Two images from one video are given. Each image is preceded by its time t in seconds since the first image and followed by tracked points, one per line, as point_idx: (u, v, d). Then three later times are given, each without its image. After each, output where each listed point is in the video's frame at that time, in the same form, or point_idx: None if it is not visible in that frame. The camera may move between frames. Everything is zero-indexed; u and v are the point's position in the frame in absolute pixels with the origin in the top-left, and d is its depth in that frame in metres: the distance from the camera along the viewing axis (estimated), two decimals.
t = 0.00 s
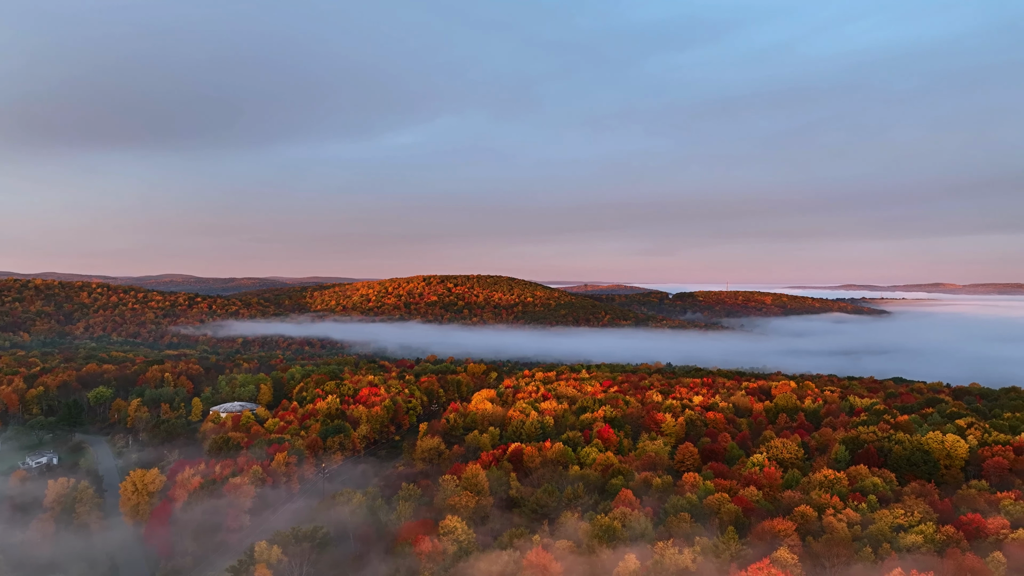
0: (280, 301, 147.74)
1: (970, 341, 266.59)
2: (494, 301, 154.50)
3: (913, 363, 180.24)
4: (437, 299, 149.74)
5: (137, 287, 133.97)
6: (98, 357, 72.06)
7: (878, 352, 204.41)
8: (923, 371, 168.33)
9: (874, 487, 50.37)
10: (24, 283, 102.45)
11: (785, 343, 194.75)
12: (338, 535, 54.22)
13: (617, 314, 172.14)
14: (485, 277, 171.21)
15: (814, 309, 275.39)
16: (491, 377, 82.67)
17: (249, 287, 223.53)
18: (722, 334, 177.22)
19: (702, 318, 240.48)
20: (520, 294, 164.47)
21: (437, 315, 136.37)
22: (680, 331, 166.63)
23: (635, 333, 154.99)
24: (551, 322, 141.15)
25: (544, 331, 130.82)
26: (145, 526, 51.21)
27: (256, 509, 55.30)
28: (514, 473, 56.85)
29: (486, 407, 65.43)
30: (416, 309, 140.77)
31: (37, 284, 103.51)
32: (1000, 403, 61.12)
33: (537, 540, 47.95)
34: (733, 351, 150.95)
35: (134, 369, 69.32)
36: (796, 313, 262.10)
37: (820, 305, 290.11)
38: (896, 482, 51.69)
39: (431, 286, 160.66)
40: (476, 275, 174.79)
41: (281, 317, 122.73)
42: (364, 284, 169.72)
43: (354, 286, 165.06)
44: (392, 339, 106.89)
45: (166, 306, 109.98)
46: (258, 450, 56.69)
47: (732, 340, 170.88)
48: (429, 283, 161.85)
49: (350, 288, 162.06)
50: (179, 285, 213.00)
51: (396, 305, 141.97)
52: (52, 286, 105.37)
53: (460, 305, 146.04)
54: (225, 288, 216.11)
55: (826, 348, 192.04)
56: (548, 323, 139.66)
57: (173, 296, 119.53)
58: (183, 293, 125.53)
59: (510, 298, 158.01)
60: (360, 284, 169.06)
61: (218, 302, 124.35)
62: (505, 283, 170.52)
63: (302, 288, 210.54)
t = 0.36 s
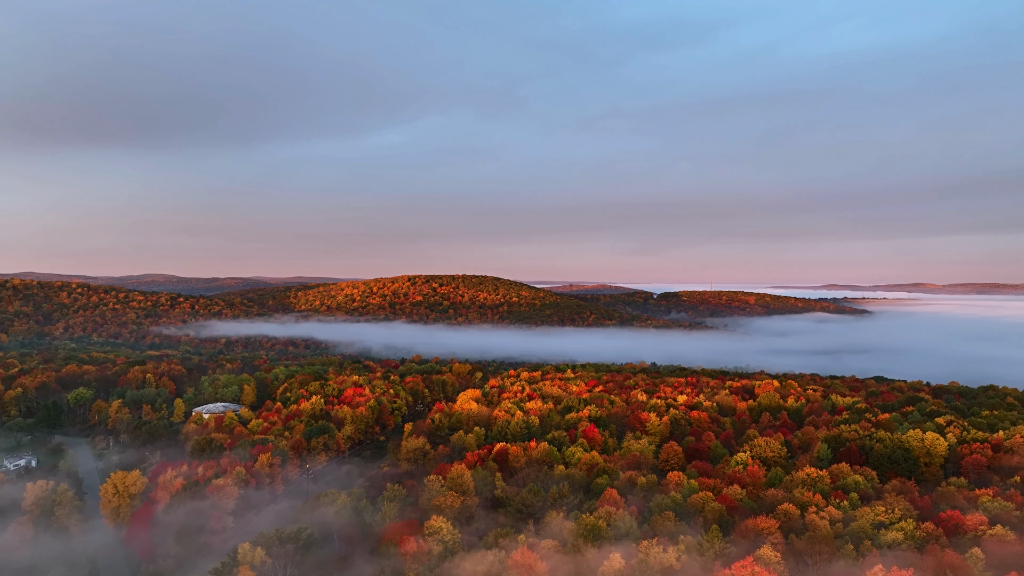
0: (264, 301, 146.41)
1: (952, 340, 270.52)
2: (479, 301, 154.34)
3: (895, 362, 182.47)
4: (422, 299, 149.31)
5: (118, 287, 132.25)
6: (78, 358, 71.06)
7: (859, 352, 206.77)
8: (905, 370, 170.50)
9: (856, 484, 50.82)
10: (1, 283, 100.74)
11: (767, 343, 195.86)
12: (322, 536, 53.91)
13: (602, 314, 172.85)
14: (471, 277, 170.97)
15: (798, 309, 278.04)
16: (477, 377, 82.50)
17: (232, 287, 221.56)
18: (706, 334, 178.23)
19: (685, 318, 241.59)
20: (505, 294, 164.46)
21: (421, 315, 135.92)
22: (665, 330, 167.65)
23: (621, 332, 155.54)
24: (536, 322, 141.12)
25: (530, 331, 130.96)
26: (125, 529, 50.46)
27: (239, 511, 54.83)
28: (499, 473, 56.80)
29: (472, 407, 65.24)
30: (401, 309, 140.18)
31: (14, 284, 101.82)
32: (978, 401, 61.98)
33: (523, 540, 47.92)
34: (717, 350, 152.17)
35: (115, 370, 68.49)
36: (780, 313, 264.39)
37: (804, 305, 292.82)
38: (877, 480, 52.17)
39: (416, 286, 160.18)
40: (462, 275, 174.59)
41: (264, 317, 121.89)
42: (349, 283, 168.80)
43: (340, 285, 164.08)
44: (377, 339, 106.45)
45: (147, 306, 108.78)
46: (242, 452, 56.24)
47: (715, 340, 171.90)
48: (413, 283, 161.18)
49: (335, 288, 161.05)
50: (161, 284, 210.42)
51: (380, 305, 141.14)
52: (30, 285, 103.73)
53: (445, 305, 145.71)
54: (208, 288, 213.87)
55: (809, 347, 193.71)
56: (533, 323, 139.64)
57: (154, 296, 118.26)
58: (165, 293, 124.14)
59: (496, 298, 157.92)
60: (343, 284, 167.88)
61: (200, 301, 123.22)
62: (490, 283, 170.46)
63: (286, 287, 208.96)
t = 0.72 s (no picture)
0: (246, 301, 144.94)
1: (933, 340, 274.42)
2: (464, 302, 154.04)
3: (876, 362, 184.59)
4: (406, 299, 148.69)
5: (97, 287, 130.42)
6: (56, 359, 70.04)
7: (841, 351, 209.01)
8: (885, 369, 172.55)
9: (837, 482, 51.19)
10: None
11: (750, 342, 196.91)
12: (306, 537, 53.57)
13: (586, 314, 173.30)
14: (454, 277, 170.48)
15: (782, 309, 280.62)
16: (461, 377, 82.27)
17: (215, 287, 219.51)
18: (689, 333, 179.19)
19: (669, 318, 242.45)
20: (489, 294, 164.35)
21: (405, 315, 135.29)
22: (648, 330, 168.76)
23: (605, 332, 155.99)
24: (521, 322, 141.06)
25: (514, 331, 130.88)
26: (105, 531, 49.57)
27: (222, 512, 54.47)
28: (484, 473, 56.66)
29: (456, 407, 65.01)
30: (384, 309, 139.37)
31: None
32: (956, 399, 62.79)
33: (507, 540, 47.85)
34: (701, 349, 153.51)
35: (95, 371, 67.60)
36: (763, 313, 266.65)
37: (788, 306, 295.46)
38: (857, 478, 52.63)
39: (399, 286, 159.44)
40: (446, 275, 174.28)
41: (247, 317, 121.02)
42: (333, 283, 167.65)
43: (324, 285, 162.90)
44: (361, 339, 105.98)
45: (127, 306, 107.62)
46: (224, 453, 55.71)
47: (698, 339, 172.96)
48: (397, 283, 160.39)
49: (320, 288, 159.85)
50: (141, 285, 207.63)
51: (365, 305, 140.26)
52: (7, 285, 102.12)
53: (428, 305, 145.12)
54: (190, 289, 211.19)
55: (792, 347, 195.27)
56: (518, 323, 139.57)
57: (134, 296, 116.98)
58: (145, 293, 122.68)
59: (480, 298, 157.70)
60: (326, 284, 166.61)
61: (181, 301, 122.05)
62: (473, 283, 170.20)
63: (269, 287, 207.25)
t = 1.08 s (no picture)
0: (230, 301, 143.53)
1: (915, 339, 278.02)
2: (448, 302, 153.66)
3: (858, 361, 186.58)
4: (389, 299, 147.70)
5: (76, 287, 128.46)
6: (34, 360, 68.94)
7: (823, 350, 211.00)
8: (866, 368, 174.51)
9: (819, 480, 51.54)
10: None
11: (732, 341, 197.93)
12: (289, 539, 53.36)
13: (569, 313, 173.12)
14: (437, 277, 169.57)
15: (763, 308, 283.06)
16: (446, 378, 81.99)
17: (197, 287, 217.26)
18: (673, 333, 180.03)
19: (653, 318, 242.89)
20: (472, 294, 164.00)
21: (388, 315, 134.41)
22: (631, 330, 169.65)
23: (589, 332, 156.22)
24: (505, 322, 140.93)
25: (497, 330, 130.43)
26: (85, 534, 48.75)
27: (204, 514, 53.93)
28: (468, 473, 56.52)
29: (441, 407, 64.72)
30: (367, 309, 138.28)
31: None
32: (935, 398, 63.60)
33: (492, 540, 47.83)
34: (684, 349, 154.77)
35: (74, 372, 66.62)
36: (745, 313, 268.75)
37: (771, 306, 297.92)
38: (839, 475, 53.05)
39: (382, 286, 158.54)
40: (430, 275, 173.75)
41: (229, 317, 120.09)
42: (318, 283, 166.29)
43: (309, 285, 161.46)
44: (345, 339, 105.48)
45: (106, 307, 106.32)
46: (206, 454, 55.16)
47: (681, 339, 173.80)
48: (381, 283, 159.55)
49: (305, 287, 158.54)
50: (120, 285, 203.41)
51: (348, 305, 139.37)
52: None
53: (411, 305, 144.30)
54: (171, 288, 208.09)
55: (774, 347, 196.77)
56: (503, 323, 139.33)
57: (114, 296, 115.68)
58: (125, 293, 121.24)
59: (464, 298, 157.35)
60: (308, 284, 165.16)
61: (162, 301, 120.85)
62: (457, 282, 169.72)
63: (252, 287, 205.39)
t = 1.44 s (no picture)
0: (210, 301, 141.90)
1: (896, 338, 281.61)
2: (431, 302, 153.30)
3: (837, 360, 188.85)
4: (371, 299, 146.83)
5: (51, 287, 126.17)
6: (8, 362, 67.70)
7: (802, 350, 213.44)
8: (845, 368, 176.60)
9: (799, 478, 51.99)
10: None
11: (712, 341, 199.06)
12: (270, 540, 52.85)
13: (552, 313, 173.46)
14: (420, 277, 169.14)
15: (740, 308, 286.23)
16: (428, 378, 81.73)
17: (175, 287, 214.62)
18: (655, 333, 181.01)
19: (636, 318, 243.55)
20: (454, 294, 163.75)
21: (371, 315, 133.66)
22: (614, 330, 170.64)
23: (571, 332, 156.55)
24: (488, 322, 140.80)
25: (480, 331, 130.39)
26: (60, 539, 47.82)
27: (183, 516, 53.35)
28: (451, 474, 56.39)
29: (423, 407, 64.41)
30: (349, 309, 137.30)
31: None
32: (911, 396, 64.51)
33: (474, 540, 47.75)
34: (666, 348, 156.11)
35: (49, 374, 65.41)
36: (727, 312, 270.93)
37: (754, 305, 300.57)
38: (818, 473, 53.56)
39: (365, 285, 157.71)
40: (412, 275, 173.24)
41: (209, 317, 118.96)
42: (300, 283, 165.13)
43: (292, 285, 160.29)
44: (327, 339, 104.86)
45: (83, 307, 104.75)
46: (185, 456, 54.48)
47: (663, 338, 174.93)
48: (363, 283, 158.71)
49: (287, 287, 157.37)
50: (99, 286, 201.57)
51: (330, 305, 138.40)
52: None
53: (394, 305, 143.76)
54: (149, 288, 205.38)
55: (754, 346, 198.55)
56: (486, 322, 139.11)
57: (90, 296, 114.08)
58: (102, 293, 119.54)
59: (446, 298, 157.04)
60: (289, 284, 163.93)
61: (140, 302, 119.35)
62: (439, 283, 169.47)
63: (232, 288, 203.13)
